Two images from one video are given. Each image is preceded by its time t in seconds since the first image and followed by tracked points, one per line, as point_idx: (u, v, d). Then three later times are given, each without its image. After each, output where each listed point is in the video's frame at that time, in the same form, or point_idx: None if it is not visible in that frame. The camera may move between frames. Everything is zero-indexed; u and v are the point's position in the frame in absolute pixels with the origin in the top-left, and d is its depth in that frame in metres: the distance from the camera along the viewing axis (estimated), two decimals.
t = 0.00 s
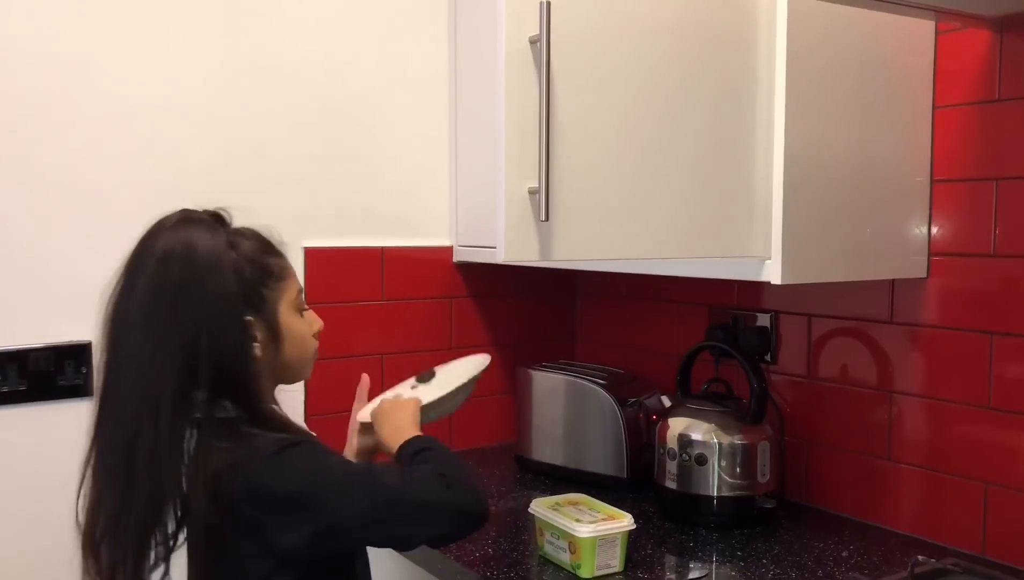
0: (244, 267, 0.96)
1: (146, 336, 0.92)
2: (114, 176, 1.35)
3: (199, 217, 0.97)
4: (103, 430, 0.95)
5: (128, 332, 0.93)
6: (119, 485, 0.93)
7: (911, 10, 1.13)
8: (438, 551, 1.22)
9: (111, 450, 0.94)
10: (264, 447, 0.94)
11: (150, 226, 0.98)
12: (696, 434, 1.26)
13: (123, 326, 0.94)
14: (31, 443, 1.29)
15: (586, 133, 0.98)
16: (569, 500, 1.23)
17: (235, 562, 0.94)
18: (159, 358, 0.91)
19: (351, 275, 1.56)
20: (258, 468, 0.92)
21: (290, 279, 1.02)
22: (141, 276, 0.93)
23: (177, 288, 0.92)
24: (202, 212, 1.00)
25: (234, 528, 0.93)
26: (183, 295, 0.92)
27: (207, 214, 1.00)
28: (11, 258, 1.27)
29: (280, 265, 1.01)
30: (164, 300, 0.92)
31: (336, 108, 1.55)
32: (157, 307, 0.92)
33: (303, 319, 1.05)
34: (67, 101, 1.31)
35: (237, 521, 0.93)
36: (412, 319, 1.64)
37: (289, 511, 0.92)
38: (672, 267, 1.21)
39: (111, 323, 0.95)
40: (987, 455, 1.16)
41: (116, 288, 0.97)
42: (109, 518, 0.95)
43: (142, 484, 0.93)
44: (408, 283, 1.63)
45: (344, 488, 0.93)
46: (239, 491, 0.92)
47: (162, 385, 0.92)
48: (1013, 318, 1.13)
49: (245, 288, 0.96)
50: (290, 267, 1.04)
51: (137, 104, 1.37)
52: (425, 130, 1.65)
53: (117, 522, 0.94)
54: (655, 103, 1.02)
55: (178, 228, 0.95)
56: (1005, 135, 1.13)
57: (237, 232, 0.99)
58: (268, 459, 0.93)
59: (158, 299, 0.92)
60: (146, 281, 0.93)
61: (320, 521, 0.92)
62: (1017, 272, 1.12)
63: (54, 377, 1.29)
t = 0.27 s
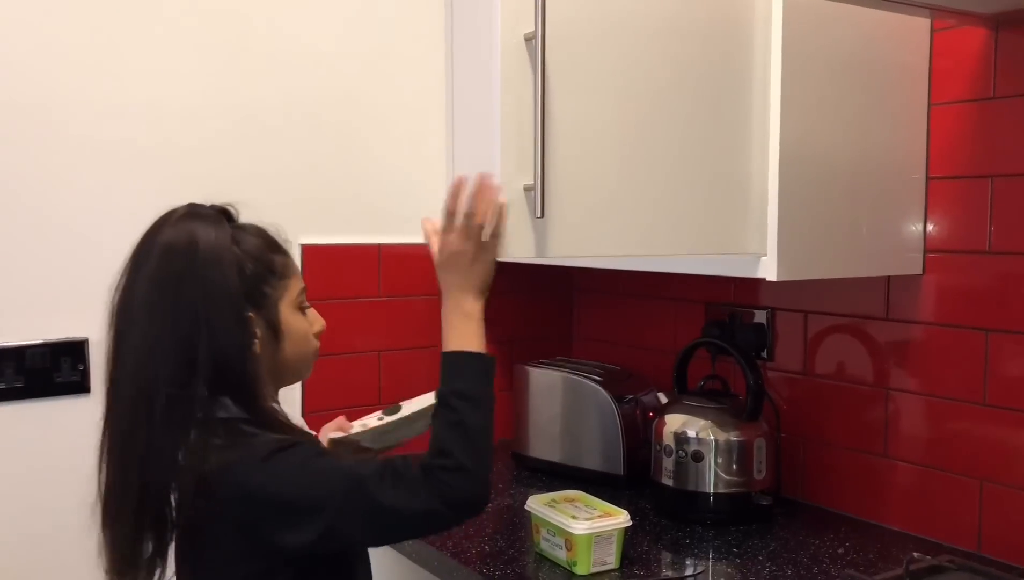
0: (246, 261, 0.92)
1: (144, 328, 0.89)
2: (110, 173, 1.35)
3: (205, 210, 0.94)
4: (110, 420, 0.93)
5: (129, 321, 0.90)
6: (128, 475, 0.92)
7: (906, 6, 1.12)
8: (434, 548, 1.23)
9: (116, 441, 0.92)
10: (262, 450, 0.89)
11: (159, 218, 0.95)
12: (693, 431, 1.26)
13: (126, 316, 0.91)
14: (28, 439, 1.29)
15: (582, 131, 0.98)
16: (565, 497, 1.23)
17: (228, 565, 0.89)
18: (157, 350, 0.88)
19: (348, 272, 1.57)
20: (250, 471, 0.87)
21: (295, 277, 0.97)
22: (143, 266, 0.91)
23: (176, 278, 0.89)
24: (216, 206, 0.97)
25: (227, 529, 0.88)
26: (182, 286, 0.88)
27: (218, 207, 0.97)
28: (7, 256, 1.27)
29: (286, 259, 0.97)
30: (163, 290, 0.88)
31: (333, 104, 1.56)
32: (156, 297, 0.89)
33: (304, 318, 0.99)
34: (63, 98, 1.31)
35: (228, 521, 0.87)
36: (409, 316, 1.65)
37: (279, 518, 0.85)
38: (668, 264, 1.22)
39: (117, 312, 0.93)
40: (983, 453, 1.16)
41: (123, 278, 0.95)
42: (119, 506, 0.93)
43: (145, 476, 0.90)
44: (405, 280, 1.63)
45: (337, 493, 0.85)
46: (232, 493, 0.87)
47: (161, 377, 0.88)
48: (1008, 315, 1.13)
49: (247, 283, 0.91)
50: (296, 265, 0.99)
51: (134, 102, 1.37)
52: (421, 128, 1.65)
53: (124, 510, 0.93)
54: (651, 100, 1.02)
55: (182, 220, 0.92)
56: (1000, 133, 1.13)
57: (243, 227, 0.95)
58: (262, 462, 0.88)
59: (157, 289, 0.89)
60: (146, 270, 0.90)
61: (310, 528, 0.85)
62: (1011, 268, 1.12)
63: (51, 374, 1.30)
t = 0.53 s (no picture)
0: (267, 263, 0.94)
1: (170, 327, 0.91)
2: (109, 173, 1.35)
3: (223, 212, 0.96)
4: (129, 420, 0.94)
5: (153, 321, 0.92)
6: (148, 473, 0.92)
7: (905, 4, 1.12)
8: (434, 547, 1.23)
9: (136, 439, 0.93)
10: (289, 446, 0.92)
11: (173, 220, 0.96)
12: (693, 430, 1.26)
13: (147, 316, 0.93)
14: (27, 440, 1.29)
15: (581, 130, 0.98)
16: (566, 495, 1.23)
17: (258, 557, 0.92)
18: (185, 348, 0.90)
19: (347, 271, 1.57)
20: (282, 465, 0.90)
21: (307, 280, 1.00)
22: (165, 266, 0.92)
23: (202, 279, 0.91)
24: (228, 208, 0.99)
25: (254, 526, 0.90)
26: (208, 285, 0.91)
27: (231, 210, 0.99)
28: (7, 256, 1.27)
29: (301, 267, 0.99)
30: (189, 290, 0.91)
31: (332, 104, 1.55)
32: (181, 297, 0.91)
33: (313, 326, 1.01)
34: (63, 98, 1.31)
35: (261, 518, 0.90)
36: (409, 315, 1.65)
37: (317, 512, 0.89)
38: (668, 263, 1.22)
39: (134, 313, 0.94)
40: (983, 450, 1.16)
41: (139, 279, 0.96)
42: (136, 505, 0.94)
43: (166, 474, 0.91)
44: (404, 279, 1.63)
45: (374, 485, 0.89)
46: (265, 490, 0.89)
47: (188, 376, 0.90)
48: (1008, 312, 1.13)
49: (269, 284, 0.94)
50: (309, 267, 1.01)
51: (133, 101, 1.36)
52: (421, 127, 1.65)
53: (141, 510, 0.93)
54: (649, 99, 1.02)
55: (202, 221, 0.94)
56: (999, 130, 1.13)
57: (259, 230, 0.97)
58: (291, 459, 0.91)
59: (183, 289, 0.91)
60: (170, 271, 0.92)
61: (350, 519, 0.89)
62: (1010, 265, 1.12)
63: (50, 374, 1.29)
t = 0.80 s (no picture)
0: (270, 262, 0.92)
1: (169, 331, 0.88)
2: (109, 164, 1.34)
3: (222, 207, 0.94)
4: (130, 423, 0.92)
5: (153, 325, 0.89)
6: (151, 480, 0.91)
7: None
8: (436, 538, 1.22)
9: (137, 446, 0.91)
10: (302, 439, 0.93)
11: (174, 216, 0.94)
12: (695, 421, 1.26)
13: (147, 318, 0.90)
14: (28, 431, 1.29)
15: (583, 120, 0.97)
16: (567, 486, 1.23)
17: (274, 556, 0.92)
18: (186, 355, 0.88)
19: (348, 263, 1.56)
20: (299, 457, 0.91)
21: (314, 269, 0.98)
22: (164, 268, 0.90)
23: (203, 280, 0.88)
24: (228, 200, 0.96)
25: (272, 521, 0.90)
26: (210, 289, 0.88)
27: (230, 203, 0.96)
28: (7, 247, 1.27)
29: (308, 263, 0.96)
30: (189, 293, 0.88)
31: (332, 94, 1.55)
32: (182, 301, 0.88)
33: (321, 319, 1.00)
34: (62, 89, 1.30)
35: (276, 512, 0.90)
36: (409, 306, 1.64)
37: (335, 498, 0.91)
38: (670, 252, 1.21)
39: (134, 315, 0.92)
40: (986, 440, 1.15)
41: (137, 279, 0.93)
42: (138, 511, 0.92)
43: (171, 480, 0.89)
44: (405, 271, 1.63)
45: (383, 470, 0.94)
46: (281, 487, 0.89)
47: (192, 381, 0.88)
48: (1010, 302, 1.12)
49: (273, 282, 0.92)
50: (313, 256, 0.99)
51: (132, 92, 1.36)
52: (421, 118, 1.65)
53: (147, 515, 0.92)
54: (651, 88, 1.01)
55: (202, 219, 0.92)
56: (1002, 120, 1.12)
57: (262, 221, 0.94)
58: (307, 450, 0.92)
59: (183, 293, 0.88)
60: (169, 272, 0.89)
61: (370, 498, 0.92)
62: (1013, 255, 1.12)
63: (50, 366, 1.29)
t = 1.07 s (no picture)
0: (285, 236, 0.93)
1: (213, 321, 0.88)
2: (107, 154, 1.34)
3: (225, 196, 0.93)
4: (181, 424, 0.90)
5: (192, 320, 0.89)
6: (218, 477, 0.90)
7: None
8: (433, 528, 1.23)
9: (199, 440, 0.89)
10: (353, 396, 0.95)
11: (174, 213, 0.92)
12: (692, 412, 1.26)
13: (185, 316, 0.89)
14: (24, 420, 1.29)
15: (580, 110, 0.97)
16: (565, 477, 1.23)
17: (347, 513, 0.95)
18: (237, 342, 0.88)
19: (346, 253, 1.56)
20: (359, 415, 0.93)
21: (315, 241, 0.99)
22: (191, 263, 0.89)
23: (238, 265, 0.88)
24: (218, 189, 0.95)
25: (344, 481, 0.93)
26: (245, 273, 0.88)
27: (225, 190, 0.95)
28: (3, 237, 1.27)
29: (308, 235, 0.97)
30: (227, 281, 0.88)
31: (330, 85, 1.54)
32: (220, 289, 0.88)
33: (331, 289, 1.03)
34: (59, 77, 1.30)
35: (347, 473, 0.93)
36: (408, 297, 1.64)
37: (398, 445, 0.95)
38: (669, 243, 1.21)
39: (164, 318, 0.90)
40: (983, 432, 1.16)
41: (156, 281, 0.91)
42: (210, 507, 0.90)
43: (240, 472, 0.89)
44: (403, 261, 1.63)
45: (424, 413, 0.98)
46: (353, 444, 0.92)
47: (247, 367, 0.88)
48: (1009, 294, 1.12)
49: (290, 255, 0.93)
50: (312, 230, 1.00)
51: (130, 82, 1.35)
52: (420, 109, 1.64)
53: (220, 507, 0.90)
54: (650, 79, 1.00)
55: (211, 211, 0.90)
56: (1002, 111, 1.12)
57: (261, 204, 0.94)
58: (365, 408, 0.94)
59: (220, 282, 0.88)
60: (199, 265, 0.88)
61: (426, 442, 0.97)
62: (1011, 247, 1.12)
63: (47, 356, 1.29)
